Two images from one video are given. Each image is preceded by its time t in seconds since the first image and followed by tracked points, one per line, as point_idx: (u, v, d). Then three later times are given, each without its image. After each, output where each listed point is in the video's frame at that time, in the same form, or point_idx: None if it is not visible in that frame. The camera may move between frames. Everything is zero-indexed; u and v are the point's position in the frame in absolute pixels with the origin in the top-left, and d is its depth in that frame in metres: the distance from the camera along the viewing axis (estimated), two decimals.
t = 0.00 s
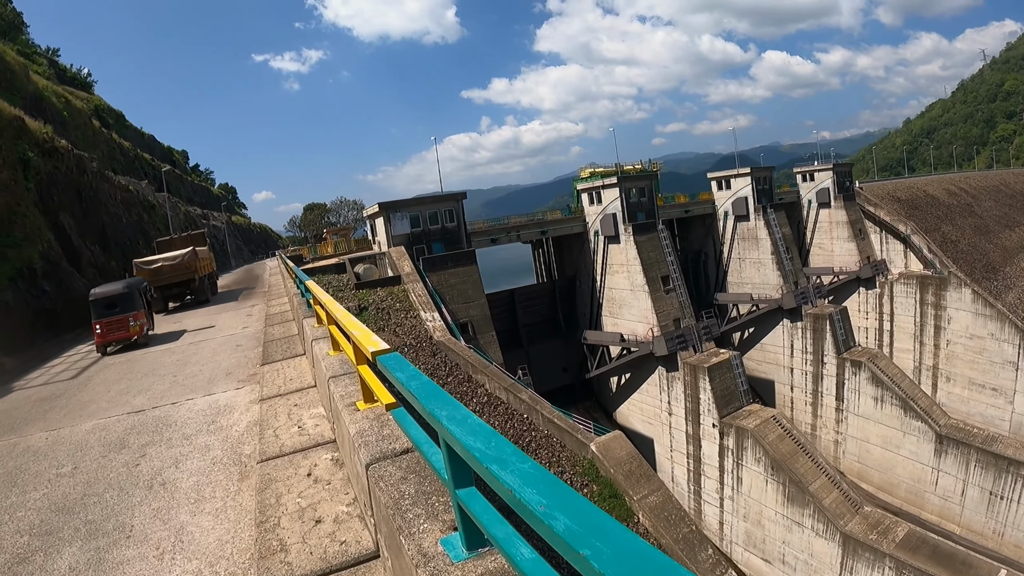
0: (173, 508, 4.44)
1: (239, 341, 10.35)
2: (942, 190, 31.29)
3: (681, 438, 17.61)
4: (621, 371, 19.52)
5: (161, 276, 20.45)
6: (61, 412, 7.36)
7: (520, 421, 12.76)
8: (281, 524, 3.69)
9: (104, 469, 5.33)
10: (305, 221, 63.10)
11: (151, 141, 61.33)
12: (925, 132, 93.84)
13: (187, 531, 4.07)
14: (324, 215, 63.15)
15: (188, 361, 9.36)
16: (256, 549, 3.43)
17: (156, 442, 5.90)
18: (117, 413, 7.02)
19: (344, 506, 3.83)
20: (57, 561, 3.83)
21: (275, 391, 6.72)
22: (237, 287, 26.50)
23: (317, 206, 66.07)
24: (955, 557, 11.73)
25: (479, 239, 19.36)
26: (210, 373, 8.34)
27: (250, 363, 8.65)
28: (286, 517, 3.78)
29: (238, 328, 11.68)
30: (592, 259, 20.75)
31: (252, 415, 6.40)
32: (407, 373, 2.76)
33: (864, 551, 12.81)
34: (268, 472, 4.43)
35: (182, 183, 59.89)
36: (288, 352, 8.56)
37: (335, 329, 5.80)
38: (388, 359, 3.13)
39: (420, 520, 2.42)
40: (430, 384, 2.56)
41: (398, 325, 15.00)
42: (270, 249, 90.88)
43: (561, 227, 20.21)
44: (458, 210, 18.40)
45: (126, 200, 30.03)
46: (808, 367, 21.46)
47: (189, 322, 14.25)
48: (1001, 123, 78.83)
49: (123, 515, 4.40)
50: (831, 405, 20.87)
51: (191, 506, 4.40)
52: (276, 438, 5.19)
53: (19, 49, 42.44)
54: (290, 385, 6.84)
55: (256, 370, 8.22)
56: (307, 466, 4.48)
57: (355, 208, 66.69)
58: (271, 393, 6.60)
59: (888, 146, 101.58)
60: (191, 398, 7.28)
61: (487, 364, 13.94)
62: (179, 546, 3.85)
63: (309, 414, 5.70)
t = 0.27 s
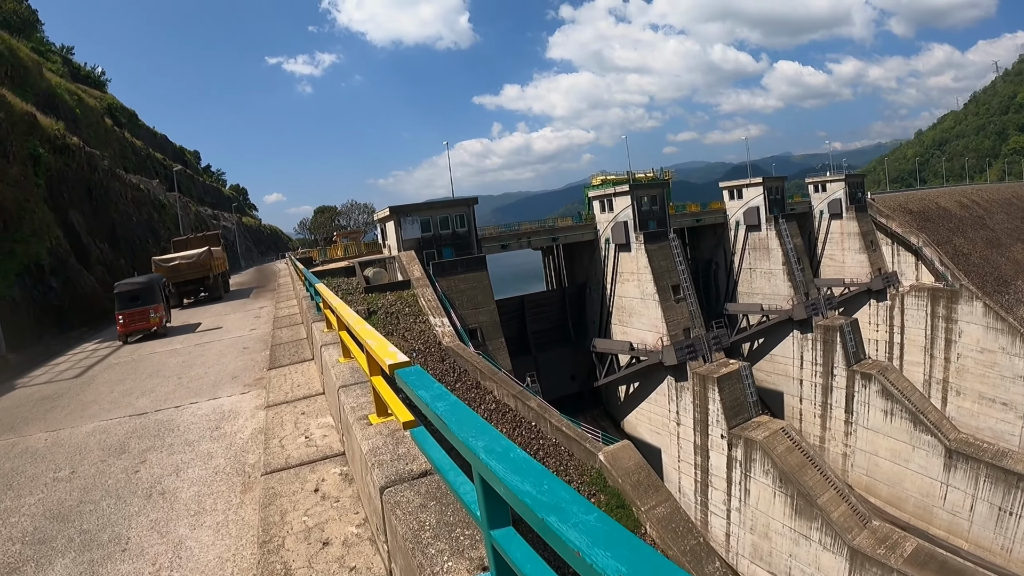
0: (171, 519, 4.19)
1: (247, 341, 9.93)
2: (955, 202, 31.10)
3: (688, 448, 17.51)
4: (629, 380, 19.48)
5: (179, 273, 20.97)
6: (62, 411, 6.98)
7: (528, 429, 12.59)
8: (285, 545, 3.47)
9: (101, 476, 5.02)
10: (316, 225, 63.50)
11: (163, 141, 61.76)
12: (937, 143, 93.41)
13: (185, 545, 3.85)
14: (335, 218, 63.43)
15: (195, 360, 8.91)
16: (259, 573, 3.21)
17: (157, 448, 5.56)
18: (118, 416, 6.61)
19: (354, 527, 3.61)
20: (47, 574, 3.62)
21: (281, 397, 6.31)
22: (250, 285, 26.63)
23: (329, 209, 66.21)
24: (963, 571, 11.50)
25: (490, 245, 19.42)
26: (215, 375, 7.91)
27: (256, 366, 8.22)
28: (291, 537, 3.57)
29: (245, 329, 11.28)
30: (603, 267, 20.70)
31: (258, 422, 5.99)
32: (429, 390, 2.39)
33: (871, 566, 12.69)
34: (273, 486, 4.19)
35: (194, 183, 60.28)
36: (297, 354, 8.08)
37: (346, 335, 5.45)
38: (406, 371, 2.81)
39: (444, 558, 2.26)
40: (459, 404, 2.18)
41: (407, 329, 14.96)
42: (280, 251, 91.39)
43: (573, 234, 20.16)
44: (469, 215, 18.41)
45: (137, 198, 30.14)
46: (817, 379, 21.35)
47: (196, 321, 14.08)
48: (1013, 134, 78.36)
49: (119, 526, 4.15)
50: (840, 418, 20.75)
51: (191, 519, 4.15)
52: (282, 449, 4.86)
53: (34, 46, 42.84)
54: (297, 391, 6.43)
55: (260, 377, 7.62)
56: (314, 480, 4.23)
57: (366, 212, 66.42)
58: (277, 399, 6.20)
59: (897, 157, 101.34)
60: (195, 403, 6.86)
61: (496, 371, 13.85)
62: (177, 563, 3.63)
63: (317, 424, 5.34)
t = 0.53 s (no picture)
0: (170, 539, 3.92)
1: (254, 346, 9.79)
2: (966, 210, 30.93)
3: (697, 455, 17.39)
4: (638, 386, 19.39)
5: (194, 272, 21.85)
6: (63, 415, 6.86)
7: (536, 435, 12.46)
8: None
9: (99, 487, 4.79)
10: (326, 226, 63.87)
11: (173, 140, 62.14)
12: (946, 150, 93.16)
13: (183, 569, 3.59)
14: (345, 220, 63.69)
15: (201, 365, 8.76)
16: None
17: (157, 458, 5.35)
18: (119, 422, 6.45)
19: (363, 558, 3.18)
20: None
21: (287, 406, 6.09)
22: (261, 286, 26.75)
23: (338, 211, 66.35)
24: None
25: (500, 249, 19.42)
26: (220, 381, 7.76)
27: (263, 373, 8.02)
28: (294, 567, 3.19)
29: (252, 333, 11.15)
30: (613, 272, 20.65)
31: (263, 434, 5.74)
32: (452, 425, 2.08)
33: None
34: (275, 507, 3.82)
35: (204, 183, 60.64)
36: (304, 362, 7.87)
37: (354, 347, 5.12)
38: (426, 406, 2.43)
39: None
40: (489, 446, 1.87)
41: (416, 333, 14.90)
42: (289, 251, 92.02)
43: (583, 239, 20.10)
44: (479, 219, 18.37)
45: (146, 197, 30.22)
46: (827, 387, 21.22)
47: (203, 321, 13.97)
48: None
49: (114, 544, 3.88)
50: (849, 426, 20.61)
51: (190, 539, 3.87)
52: (287, 464, 4.55)
53: (47, 46, 43.16)
54: (303, 404, 6.09)
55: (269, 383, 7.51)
56: (320, 502, 3.83)
57: (377, 216, 66.55)
58: (283, 409, 5.96)
59: (907, 163, 101.11)
60: (199, 410, 6.69)
61: (505, 376, 13.72)
62: None
63: (324, 439, 4.99)
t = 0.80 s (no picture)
0: (162, 548, 3.78)
1: (253, 344, 9.70)
2: (971, 216, 30.86)
3: (698, 458, 17.32)
4: (639, 389, 19.32)
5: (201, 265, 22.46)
6: (57, 412, 6.79)
7: (537, 436, 12.41)
8: None
9: (90, 490, 4.68)
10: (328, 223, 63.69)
11: (176, 135, 62.03)
12: (951, 156, 93.02)
13: None
14: (347, 218, 63.59)
15: (199, 363, 8.67)
16: None
17: (151, 460, 5.25)
18: (114, 421, 6.37)
19: None
20: None
21: (287, 409, 6.01)
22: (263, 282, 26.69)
23: (340, 208, 66.31)
24: None
25: (503, 248, 19.35)
26: (218, 380, 7.68)
27: (264, 372, 7.92)
28: None
29: (253, 330, 11.06)
30: (616, 273, 20.60)
31: (262, 436, 5.64)
32: (477, 450, 2.03)
33: None
34: (273, 519, 3.73)
35: (207, 178, 60.56)
36: (305, 362, 7.79)
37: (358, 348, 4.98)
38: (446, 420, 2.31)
39: None
40: (521, 478, 1.79)
41: (417, 331, 14.84)
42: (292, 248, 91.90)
43: (586, 240, 20.06)
44: (482, 218, 18.31)
45: (148, 191, 30.14)
46: (829, 392, 21.14)
47: (203, 316, 13.86)
48: None
49: (104, 552, 3.76)
50: (851, 432, 20.54)
51: (182, 549, 3.74)
52: (285, 472, 4.46)
53: (52, 38, 43.08)
54: (305, 407, 5.98)
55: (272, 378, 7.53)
56: (321, 515, 3.74)
57: (378, 212, 66.36)
58: (282, 411, 5.89)
59: (910, 169, 101.00)
60: (196, 409, 6.61)
61: (506, 376, 13.66)
62: None
63: (325, 444, 4.92)
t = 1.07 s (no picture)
0: (150, 568, 3.70)
1: (247, 348, 9.61)
2: (968, 223, 30.94)
3: (695, 464, 17.27)
4: (637, 393, 19.29)
5: (203, 265, 23.25)
6: (47, 416, 6.73)
7: (535, 441, 12.34)
8: None
9: (76, 501, 4.60)
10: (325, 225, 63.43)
11: (174, 135, 61.85)
12: (948, 162, 93.41)
13: None
14: (345, 220, 63.43)
15: (193, 367, 8.59)
16: None
17: (141, 470, 5.17)
18: (104, 427, 6.29)
19: None
20: None
21: (283, 418, 5.93)
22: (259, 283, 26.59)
23: (338, 210, 66.20)
24: None
25: (501, 252, 19.33)
26: (212, 385, 7.60)
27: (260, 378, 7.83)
28: None
29: (248, 333, 10.96)
30: (614, 278, 20.57)
31: (256, 446, 5.56)
32: (516, 489, 1.76)
33: None
34: (271, 541, 3.66)
35: (204, 178, 60.38)
36: (301, 368, 7.72)
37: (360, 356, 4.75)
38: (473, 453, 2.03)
39: None
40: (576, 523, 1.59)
41: (415, 335, 14.75)
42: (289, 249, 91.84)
43: (584, 243, 20.03)
44: (481, 221, 18.26)
45: (145, 191, 30.03)
46: (826, 398, 21.12)
47: (198, 318, 13.76)
48: None
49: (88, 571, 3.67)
50: (848, 437, 20.51)
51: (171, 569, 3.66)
52: (282, 488, 4.39)
53: (50, 36, 42.92)
54: (302, 417, 5.90)
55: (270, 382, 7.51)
56: (321, 536, 3.67)
57: (377, 215, 66.10)
58: (278, 421, 5.82)
59: (907, 175, 101.38)
60: (188, 416, 6.54)
61: (504, 381, 13.59)
62: None
63: (323, 457, 4.86)
